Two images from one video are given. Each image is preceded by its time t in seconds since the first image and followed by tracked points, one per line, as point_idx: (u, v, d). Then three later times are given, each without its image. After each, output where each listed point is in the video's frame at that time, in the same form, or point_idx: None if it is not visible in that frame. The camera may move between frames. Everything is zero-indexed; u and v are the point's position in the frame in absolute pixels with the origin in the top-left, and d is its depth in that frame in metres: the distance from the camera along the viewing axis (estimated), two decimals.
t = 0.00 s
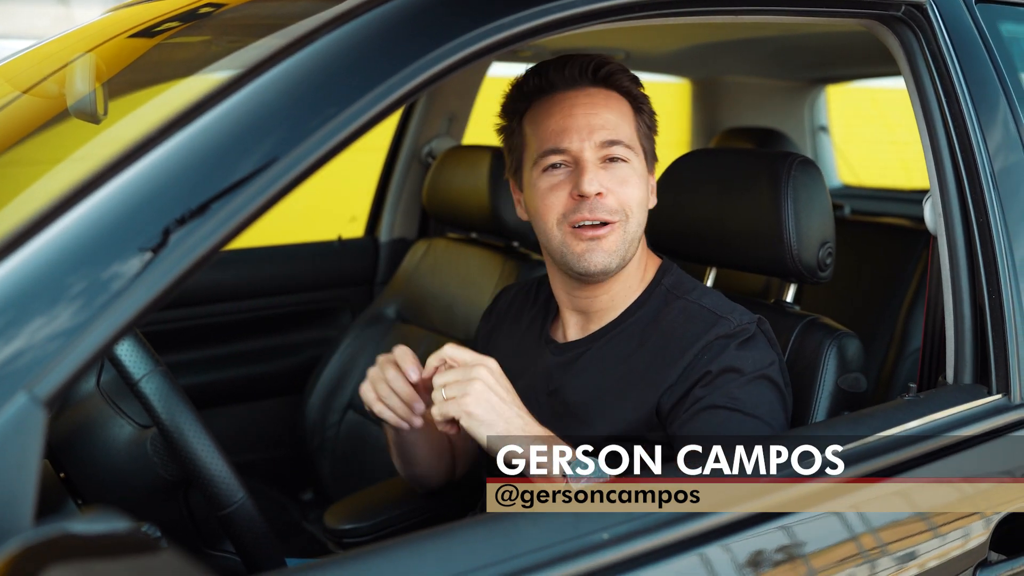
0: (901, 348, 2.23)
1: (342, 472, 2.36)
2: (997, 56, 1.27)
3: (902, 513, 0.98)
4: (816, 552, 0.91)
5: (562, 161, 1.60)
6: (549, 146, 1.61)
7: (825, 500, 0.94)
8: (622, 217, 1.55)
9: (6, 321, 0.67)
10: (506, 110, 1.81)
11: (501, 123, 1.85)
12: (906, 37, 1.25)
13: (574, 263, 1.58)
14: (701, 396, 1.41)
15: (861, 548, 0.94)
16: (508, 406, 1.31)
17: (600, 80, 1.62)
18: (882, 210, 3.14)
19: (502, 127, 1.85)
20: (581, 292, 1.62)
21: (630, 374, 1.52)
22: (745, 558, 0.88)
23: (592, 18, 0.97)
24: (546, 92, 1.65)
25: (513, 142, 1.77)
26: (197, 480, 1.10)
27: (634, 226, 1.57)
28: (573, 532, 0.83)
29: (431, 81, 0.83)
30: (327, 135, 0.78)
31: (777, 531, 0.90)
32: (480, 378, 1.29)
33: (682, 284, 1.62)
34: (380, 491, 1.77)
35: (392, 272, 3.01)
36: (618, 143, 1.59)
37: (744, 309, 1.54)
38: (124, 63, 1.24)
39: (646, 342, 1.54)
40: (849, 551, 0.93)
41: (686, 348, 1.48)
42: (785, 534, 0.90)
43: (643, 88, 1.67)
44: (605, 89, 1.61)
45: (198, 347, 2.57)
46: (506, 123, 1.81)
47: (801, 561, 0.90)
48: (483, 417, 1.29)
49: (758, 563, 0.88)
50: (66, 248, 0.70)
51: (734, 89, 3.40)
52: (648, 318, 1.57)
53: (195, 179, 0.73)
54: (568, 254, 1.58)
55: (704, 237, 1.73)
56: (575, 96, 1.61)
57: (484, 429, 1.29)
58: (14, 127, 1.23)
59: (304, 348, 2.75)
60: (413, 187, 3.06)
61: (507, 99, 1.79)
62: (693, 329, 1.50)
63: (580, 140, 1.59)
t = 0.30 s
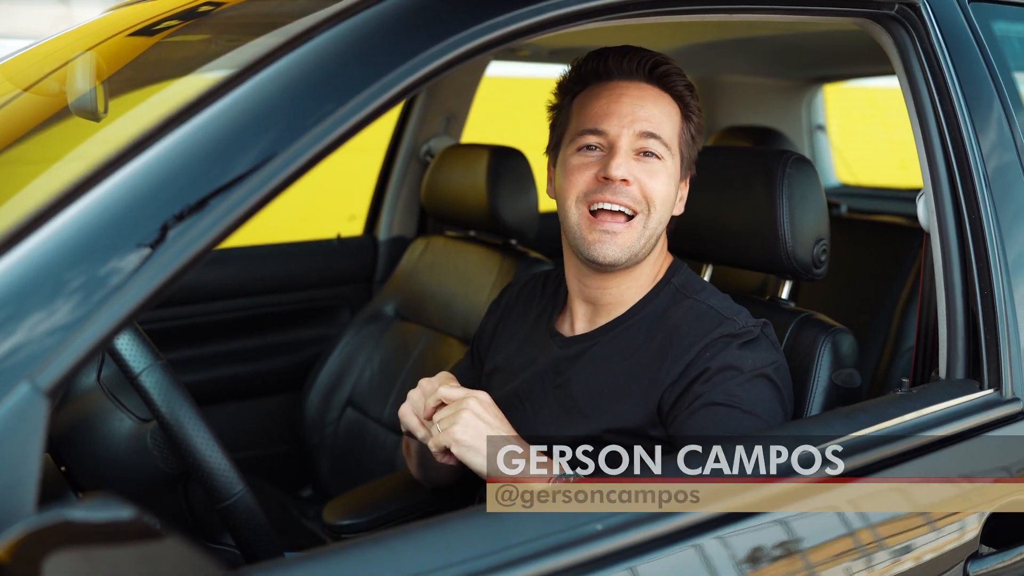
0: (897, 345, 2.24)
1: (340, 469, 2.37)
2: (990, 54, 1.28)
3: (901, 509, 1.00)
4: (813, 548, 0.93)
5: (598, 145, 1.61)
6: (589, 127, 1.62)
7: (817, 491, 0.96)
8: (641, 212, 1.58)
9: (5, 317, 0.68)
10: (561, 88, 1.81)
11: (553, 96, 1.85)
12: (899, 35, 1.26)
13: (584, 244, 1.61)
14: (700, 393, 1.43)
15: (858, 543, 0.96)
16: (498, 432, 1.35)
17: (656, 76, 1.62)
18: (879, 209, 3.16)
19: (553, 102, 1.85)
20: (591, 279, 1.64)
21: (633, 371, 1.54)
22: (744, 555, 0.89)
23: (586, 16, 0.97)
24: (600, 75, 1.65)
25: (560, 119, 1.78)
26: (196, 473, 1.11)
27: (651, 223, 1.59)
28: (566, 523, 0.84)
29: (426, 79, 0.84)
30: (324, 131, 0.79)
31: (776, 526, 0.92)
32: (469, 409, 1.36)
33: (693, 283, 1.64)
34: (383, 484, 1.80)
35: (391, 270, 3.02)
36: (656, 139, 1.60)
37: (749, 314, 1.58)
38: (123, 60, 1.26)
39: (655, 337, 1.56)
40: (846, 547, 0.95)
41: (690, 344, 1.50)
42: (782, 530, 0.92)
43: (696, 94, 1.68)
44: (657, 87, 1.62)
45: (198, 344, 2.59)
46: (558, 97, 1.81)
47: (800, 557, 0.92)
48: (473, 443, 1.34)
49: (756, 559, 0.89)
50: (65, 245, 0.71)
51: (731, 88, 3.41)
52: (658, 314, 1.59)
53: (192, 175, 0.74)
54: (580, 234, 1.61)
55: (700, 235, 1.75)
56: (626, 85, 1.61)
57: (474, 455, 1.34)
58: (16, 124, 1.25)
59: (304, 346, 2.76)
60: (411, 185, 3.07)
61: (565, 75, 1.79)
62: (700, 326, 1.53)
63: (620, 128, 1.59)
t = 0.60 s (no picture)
0: (893, 342, 2.26)
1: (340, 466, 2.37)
2: (982, 53, 1.30)
3: (901, 503, 1.03)
4: (812, 543, 0.95)
5: (584, 144, 1.63)
6: (573, 128, 1.64)
7: (809, 484, 0.98)
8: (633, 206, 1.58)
9: (4, 312, 0.69)
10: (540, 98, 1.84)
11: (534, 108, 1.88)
12: (893, 34, 1.27)
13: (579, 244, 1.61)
14: (713, 391, 1.44)
15: (856, 537, 0.98)
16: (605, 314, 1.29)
17: (635, 72, 1.65)
18: (876, 208, 3.17)
19: (535, 113, 1.88)
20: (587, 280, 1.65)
21: (630, 370, 1.55)
22: (742, 551, 0.90)
23: (581, 15, 0.99)
24: (580, 78, 1.68)
25: (543, 126, 1.80)
26: (196, 466, 1.12)
27: (643, 219, 1.60)
28: (560, 514, 0.85)
29: (422, 76, 0.86)
30: (322, 128, 0.80)
31: (774, 523, 0.94)
32: (604, 275, 1.27)
33: (689, 282, 1.65)
34: (382, 480, 1.82)
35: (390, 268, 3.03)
36: (642, 134, 1.62)
37: (753, 314, 1.59)
38: (123, 59, 1.27)
39: (656, 338, 1.57)
40: (843, 542, 0.97)
41: (697, 345, 1.52)
42: (781, 525, 0.94)
43: (676, 89, 1.70)
44: (638, 83, 1.65)
45: (198, 342, 2.61)
46: (539, 106, 1.84)
47: (798, 552, 0.94)
48: (587, 302, 1.27)
49: (755, 555, 0.91)
50: (63, 243, 0.72)
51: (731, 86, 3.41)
52: (656, 314, 1.60)
53: (188, 173, 0.75)
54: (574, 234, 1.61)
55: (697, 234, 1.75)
56: (606, 83, 1.64)
57: (575, 317, 1.28)
58: (17, 121, 1.26)
59: (303, 344, 2.78)
60: (411, 184, 3.08)
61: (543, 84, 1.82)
62: (704, 328, 1.55)
63: (604, 126, 1.62)
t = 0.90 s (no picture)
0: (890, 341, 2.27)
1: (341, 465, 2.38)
2: (976, 55, 1.31)
3: (900, 499, 1.04)
4: (810, 539, 0.96)
5: (591, 157, 1.63)
6: (577, 140, 1.64)
7: (801, 480, 1.00)
8: (645, 218, 1.58)
9: (10, 312, 0.70)
10: (526, 100, 1.83)
11: (519, 109, 1.88)
12: (887, 35, 1.28)
13: (591, 258, 1.61)
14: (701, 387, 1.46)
15: (855, 533, 1.00)
16: (514, 367, 1.31)
17: (631, 78, 1.65)
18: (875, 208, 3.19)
19: (520, 114, 1.87)
20: (598, 289, 1.65)
21: (627, 370, 1.57)
22: (741, 548, 0.92)
23: (579, 18, 1.00)
24: (575, 84, 1.67)
25: (534, 130, 1.80)
26: (199, 461, 1.13)
27: (655, 227, 1.61)
28: (557, 508, 0.86)
29: (422, 78, 0.87)
30: (323, 128, 0.81)
31: (774, 520, 0.95)
32: (493, 336, 1.29)
33: (683, 280, 1.66)
34: (378, 479, 1.84)
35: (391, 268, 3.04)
36: (646, 143, 1.63)
37: (744, 310, 1.60)
38: (127, 60, 1.29)
39: (649, 335, 1.59)
40: (842, 538, 0.99)
41: (688, 341, 1.54)
42: (781, 522, 0.95)
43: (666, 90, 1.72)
44: (635, 88, 1.65)
45: (199, 341, 2.62)
46: (527, 108, 1.82)
47: (796, 548, 0.95)
48: (486, 368, 1.29)
49: (754, 552, 0.92)
50: (65, 243, 0.73)
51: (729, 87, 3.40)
52: (651, 312, 1.62)
53: (188, 176, 0.76)
54: (587, 248, 1.61)
55: (694, 232, 1.78)
56: (606, 91, 1.64)
57: (484, 386, 1.30)
58: (22, 122, 1.28)
59: (304, 343, 2.79)
60: (411, 184, 3.09)
61: (530, 87, 1.81)
62: (695, 325, 1.56)
63: (610, 135, 1.62)
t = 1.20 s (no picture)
0: (889, 339, 2.28)
1: (342, 463, 2.40)
2: (972, 56, 1.32)
3: (900, 497, 1.06)
4: (808, 536, 0.98)
5: (583, 163, 1.66)
6: (570, 146, 1.66)
7: (797, 476, 1.01)
8: (635, 227, 1.63)
9: (13, 313, 0.71)
10: (531, 98, 1.83)
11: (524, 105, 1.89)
12: (884, 36, 1.29)
13: (581, 263, 1.66)
14: (695, 385, 1.48)
15: (853, 530, 1.01)
16: (486, 415, 1.45)
17: (630, 83, 1.65)
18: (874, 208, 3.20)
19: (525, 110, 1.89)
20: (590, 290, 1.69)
21: (625, 368, 1.58)
22: (740, 545, 0.93)
23: (579, 19, 1.01)
24: (573, 89, 1.68)
25: (536, 128, 1.81)
26: (201, 458, 1.14)
27: (644, 233, 1.64)
28: (556, 503, 0.87)
29: (423, 79, 0.89)
30: (326, 129, 0.83)
31: (773, 518, 0.96)
32: (463, 389, 1.46)
33: (682, 280, 1.68)
34: (377, 480, 1.85)
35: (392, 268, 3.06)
36: (639, 150, 1.64)
37: (742, 310, 1.62)
38: (130, 61, 1.30)
39: (648, 333, 1.61)
40: (841, 535, 1.00)
41: (685, 339, 1.55)
42: (780, 520, 0.97)
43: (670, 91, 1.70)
44: (633, 93, 1.65)
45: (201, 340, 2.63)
46: (530, 106, 1.83)
47: (795, 544, 0.96)
48: (457, 418, 1.44)
49: (753, 549, 0.94)
50: (68, 244, 0.74)
51: (728, 87, 3.40)
52: (649, 310, 1.64)
53: (190, 177, 0.78)
54: (577, 253, 1.66)
55: (694, 232, 1.79)
56: (602, 96, 1.65)
57: (462, 434, 1.43)
58: (26, 123, 1.29)
59: (305, 342, 2.80)
60: (412, 184, 3.10)
61: (533, 86, 1.81)
62: (693, 323, 1.57)
63: (603, 143, 1.63)
